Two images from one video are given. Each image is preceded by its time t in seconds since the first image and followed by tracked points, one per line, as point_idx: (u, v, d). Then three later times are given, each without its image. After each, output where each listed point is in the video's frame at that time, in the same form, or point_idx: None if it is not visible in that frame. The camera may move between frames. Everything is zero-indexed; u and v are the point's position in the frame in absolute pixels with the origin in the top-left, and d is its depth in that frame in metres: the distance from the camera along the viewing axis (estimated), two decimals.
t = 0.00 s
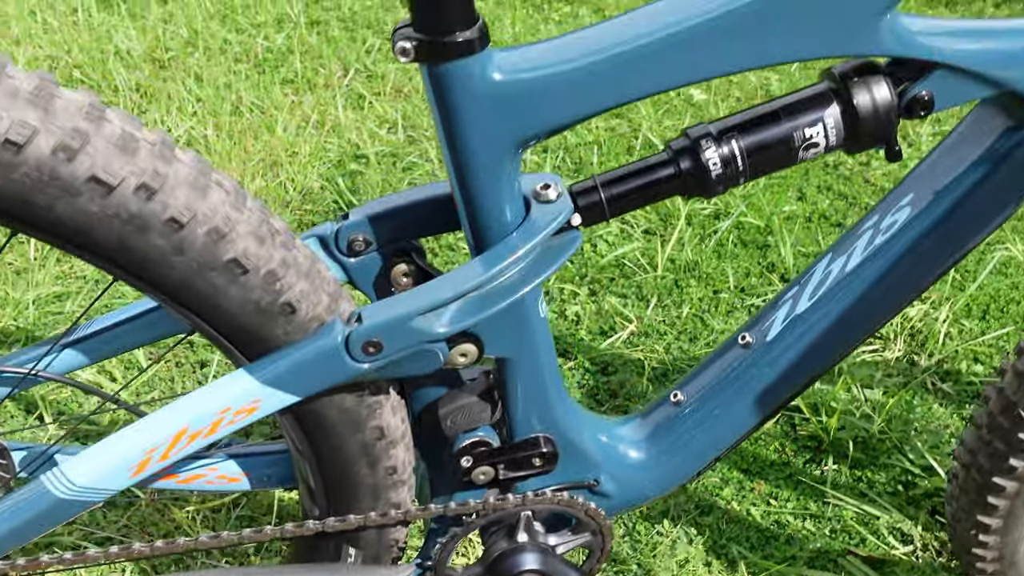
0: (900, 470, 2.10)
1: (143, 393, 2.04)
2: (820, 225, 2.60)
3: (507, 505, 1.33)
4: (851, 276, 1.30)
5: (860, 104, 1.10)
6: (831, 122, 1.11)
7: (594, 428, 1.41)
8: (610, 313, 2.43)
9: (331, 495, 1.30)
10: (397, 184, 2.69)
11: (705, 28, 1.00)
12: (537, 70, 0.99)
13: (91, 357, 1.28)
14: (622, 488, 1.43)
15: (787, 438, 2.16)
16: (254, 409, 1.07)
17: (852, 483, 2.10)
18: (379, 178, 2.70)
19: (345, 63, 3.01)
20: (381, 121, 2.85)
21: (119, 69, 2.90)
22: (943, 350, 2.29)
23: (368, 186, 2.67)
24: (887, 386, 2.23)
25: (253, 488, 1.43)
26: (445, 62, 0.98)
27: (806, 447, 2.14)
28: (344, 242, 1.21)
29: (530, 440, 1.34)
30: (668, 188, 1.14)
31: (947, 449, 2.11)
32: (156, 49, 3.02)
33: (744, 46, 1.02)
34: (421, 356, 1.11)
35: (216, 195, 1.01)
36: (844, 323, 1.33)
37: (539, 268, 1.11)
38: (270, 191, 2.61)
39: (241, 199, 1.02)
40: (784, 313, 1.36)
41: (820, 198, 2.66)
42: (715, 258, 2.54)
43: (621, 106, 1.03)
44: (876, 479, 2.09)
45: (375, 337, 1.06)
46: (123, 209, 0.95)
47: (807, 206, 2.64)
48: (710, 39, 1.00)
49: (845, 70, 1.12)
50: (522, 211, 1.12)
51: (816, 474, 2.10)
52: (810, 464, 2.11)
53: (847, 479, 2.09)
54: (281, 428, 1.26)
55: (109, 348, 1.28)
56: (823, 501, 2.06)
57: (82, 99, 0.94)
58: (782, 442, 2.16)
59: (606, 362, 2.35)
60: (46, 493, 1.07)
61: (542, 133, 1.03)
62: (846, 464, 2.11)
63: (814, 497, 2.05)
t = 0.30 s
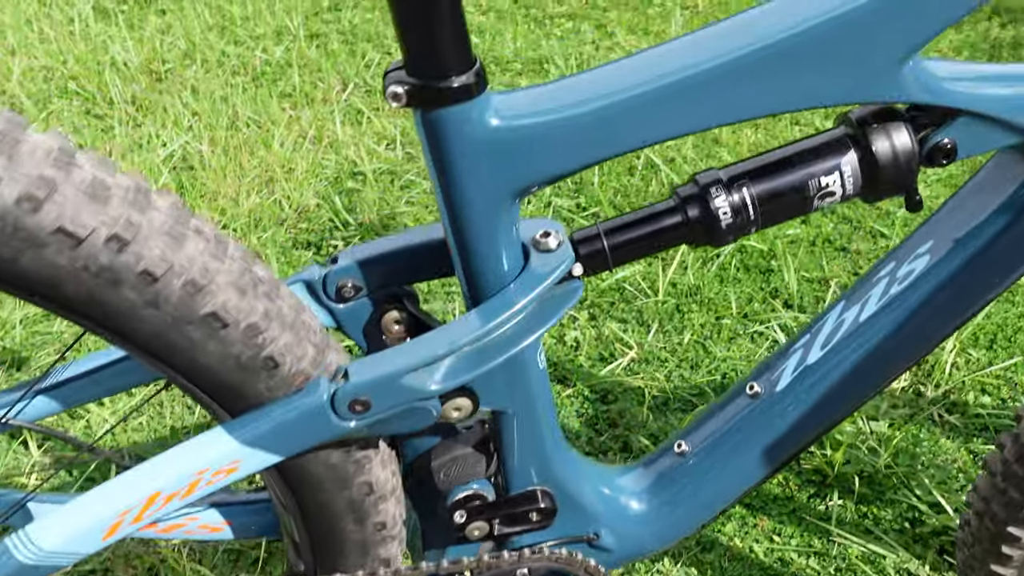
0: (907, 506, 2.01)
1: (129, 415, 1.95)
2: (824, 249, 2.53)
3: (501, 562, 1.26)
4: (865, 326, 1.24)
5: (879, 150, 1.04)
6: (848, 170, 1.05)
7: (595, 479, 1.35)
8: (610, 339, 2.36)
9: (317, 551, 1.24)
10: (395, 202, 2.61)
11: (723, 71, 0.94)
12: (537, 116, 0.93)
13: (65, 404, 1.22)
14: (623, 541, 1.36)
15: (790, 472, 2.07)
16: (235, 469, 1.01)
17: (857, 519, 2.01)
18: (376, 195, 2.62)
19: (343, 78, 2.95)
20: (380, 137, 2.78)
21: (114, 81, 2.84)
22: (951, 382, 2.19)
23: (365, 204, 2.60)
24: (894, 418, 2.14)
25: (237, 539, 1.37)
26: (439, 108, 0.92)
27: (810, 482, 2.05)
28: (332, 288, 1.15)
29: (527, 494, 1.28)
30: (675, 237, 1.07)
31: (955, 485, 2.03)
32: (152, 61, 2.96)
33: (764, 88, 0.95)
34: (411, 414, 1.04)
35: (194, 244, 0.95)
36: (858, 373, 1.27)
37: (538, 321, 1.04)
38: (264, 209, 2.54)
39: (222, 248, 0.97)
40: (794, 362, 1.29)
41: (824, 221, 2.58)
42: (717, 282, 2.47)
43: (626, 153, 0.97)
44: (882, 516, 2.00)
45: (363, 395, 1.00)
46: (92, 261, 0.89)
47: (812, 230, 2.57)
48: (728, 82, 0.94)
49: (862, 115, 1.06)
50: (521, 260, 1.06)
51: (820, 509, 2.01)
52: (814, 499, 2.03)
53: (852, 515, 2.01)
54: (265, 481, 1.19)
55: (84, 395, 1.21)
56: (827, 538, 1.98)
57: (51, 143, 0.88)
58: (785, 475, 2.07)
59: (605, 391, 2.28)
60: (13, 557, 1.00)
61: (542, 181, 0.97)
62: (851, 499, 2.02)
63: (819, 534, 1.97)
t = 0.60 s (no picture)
0: (922, 532, 1.90)
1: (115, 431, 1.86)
2: (832, 270, 2.46)
3: None
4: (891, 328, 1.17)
5: (912, 135, 0.97)
6: (878, 155, 0.98)
7: (601, 491, 1.27)
8: (614, 358, 2.28)
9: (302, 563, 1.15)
10: (395, 217, 2.53)
11: (717, 52, 0.86)
12: (546, 89, 0.86)
13: (36, 404, 1.14)
14: (629, 558, 1.28)
15: (800, 497, 1.97)
16: (212, 471, 0.93)
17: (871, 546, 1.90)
18: (376, 211, 2.56)
19: (343, 97, 2.92)
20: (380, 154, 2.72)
21: (112, 98, 2.80)
22: (964, 405, 2.09)
23: (365, 219, 2.53)
24: (906, 442, 2.03)
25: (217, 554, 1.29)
26: (441, 78, 0.84)
27: (822, 507, 1.94)
28: (324, 281, 1.08)
29: (530, 507, 1.20)
30: (692, 226, 1.00)
31: (972, 510, 1.91)
32: (152, 78, 2.93)
33: (756, 72, 0.88)
34: (404, 412, 0.96)
35: (173, 225, 0.88)
36: (883, 379, 1.19)
37: (544, 314, 0.96)
38: (262, 225, 2.46)
39: (203, 229, 0.89)
40: (816, 367, 1.22)
41: (830, 241, 2.52)
42: (723, 302, 2.40)
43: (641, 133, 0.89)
44: (897, 542, 1.89)
45: (353, 390, 0.92)
46: (60, 238, 0.81)
47: (819, 250, 2.51)
48: (718, 66, 0.87)
49: (893, 97, 0.99)
50: (526, 249, 0.98)
51: (832, 535, 1.90)
52: (827, 525, 1.92)
53: (866, 541, 1.90)
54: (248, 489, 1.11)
55: (57, 395, 1.13)
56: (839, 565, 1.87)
57: (18, 111, 0.81)
58: (795, 500, 1.96)
59: (608, 412, 2.19)
60: None
61: (550, 161, 0.89)
62: (865, 525, 1.91)
63: (832, 561, 1.86)
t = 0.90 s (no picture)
0: (938, 568, 1.77)
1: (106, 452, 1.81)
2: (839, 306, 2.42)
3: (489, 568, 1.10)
4: (902, 306, 1.12)
5: (920, 88, 0.93)
6: (885, 108, 0.94)
7: (598, 481, 1.21)
8: (616, 391, 2.23)
9: (282, 548, 1.09)
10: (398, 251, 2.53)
11: None
12: (537, 22, 0.83)
13: (9, 378, 1.09)
14: (627, 553, 1.21)
15: (811, 529, 1.85)
16: (184, 427, 0.88)
17: None
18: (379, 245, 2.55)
19: (349, 139, 2.97)
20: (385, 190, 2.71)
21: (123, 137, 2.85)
22: (977, 441, 1.96)
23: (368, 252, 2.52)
24: (919, 477, 1.90)
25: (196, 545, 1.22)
26: (429, 7, 0.81)
27: (832, 539, 1.82)
28: (309, 245, 1.04)
29: (522, 493, 1.13)
30: (692, 183, 0.96)
31: (991, 545, 1.78)
32: (159, 120, 3.00)
33: (746, 12, 0.85)
34: (389, 368, 0.92)
35: (149, 162, 0.84)
36: (894, 361, 1.14)
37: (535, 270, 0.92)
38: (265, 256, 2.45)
39: (180, 169, 0.86)
40: (821, 352, 1.16)
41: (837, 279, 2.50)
42: (728, 337, 2.35)
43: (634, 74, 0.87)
44: None
45: (333, 341, 0.87)
46: (27, 163, 0.78)
47: (824, 288, 2.48)
48: (707, 5, 0.84)
49: (899, 50, 0.96)
50: (518, 203, 0.94)
51: (843, 570, 1.78)
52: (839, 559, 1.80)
53: None
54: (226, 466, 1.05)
55: (33, 365, 1.09)
56: None
57: None
58: (805, 534, 1.84)
59: (610, 443, 2.13)
60: None
61: (542, 101, 0.87)
62: (878, 559, 1.79)
63: None
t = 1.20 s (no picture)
0: None
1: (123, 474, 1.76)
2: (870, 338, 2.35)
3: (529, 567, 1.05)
4: (959, 293, 1.06)
5: (982, 58, 0.90)
6: (944, 77, 0.91)
7: (640, 482, 1.15)
8: (643, 422, 2.15)
9: (313, 544, 1.03)
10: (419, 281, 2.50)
11: None
12: None
13: (33, 364, 1.05)
14: (672, 559, 1.15)
15: (849, 563, 1.72)
16: (217, 400, 0.84)
17: None
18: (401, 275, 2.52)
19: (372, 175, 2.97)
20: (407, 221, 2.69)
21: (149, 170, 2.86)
22: (1018, 474, 1.84)
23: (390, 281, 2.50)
24: (959, 508, 1.78)
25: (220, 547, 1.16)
26: None
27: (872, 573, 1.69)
28: (346, 224, 1.00)
29: (564, 489, 1.08)
30: (745, 156, 0.93)
31: None
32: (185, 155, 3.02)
33: None
34: (429, 341, 0.88)
35: (187, 121, 0.81)
36: (954, 353, 1.07)
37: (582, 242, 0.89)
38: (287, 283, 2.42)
39: (219, 130, 0.83)
40: (876, 343, 1.11)
41: (866, 312, 2.46)
42: (756, 369, 2.29)
43: (684, 35, 0.85)
44: None
45: (375, 310, 0.84)
46: (63, 113, 0.75)
47: (853, 320, 2.42)
48: None
49: (958, 19, 0.93)
50: (564, 174, 0.91)
51: None
52: None
53: None
54: (257, 456, 1.01)
55: (57, 351, 1.05)
56: None
57: None
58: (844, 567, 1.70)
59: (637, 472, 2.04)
60: None
61: (591, 61, 0.84)
62: None
63: None
